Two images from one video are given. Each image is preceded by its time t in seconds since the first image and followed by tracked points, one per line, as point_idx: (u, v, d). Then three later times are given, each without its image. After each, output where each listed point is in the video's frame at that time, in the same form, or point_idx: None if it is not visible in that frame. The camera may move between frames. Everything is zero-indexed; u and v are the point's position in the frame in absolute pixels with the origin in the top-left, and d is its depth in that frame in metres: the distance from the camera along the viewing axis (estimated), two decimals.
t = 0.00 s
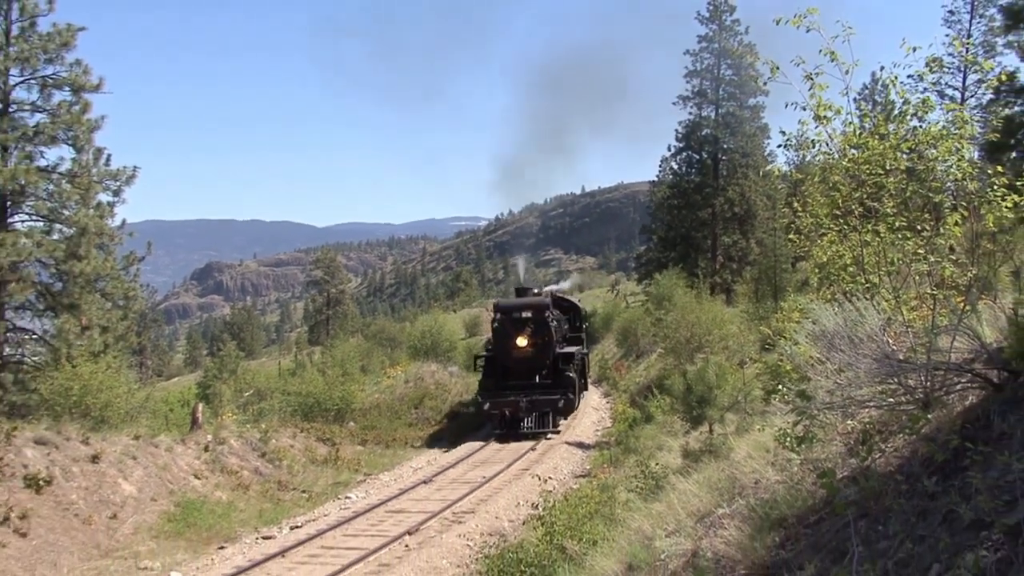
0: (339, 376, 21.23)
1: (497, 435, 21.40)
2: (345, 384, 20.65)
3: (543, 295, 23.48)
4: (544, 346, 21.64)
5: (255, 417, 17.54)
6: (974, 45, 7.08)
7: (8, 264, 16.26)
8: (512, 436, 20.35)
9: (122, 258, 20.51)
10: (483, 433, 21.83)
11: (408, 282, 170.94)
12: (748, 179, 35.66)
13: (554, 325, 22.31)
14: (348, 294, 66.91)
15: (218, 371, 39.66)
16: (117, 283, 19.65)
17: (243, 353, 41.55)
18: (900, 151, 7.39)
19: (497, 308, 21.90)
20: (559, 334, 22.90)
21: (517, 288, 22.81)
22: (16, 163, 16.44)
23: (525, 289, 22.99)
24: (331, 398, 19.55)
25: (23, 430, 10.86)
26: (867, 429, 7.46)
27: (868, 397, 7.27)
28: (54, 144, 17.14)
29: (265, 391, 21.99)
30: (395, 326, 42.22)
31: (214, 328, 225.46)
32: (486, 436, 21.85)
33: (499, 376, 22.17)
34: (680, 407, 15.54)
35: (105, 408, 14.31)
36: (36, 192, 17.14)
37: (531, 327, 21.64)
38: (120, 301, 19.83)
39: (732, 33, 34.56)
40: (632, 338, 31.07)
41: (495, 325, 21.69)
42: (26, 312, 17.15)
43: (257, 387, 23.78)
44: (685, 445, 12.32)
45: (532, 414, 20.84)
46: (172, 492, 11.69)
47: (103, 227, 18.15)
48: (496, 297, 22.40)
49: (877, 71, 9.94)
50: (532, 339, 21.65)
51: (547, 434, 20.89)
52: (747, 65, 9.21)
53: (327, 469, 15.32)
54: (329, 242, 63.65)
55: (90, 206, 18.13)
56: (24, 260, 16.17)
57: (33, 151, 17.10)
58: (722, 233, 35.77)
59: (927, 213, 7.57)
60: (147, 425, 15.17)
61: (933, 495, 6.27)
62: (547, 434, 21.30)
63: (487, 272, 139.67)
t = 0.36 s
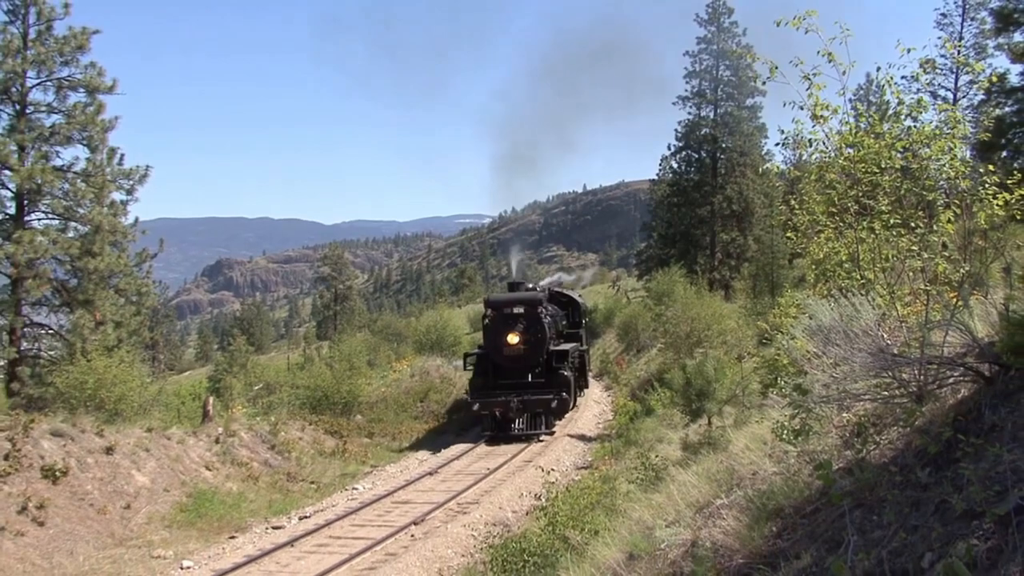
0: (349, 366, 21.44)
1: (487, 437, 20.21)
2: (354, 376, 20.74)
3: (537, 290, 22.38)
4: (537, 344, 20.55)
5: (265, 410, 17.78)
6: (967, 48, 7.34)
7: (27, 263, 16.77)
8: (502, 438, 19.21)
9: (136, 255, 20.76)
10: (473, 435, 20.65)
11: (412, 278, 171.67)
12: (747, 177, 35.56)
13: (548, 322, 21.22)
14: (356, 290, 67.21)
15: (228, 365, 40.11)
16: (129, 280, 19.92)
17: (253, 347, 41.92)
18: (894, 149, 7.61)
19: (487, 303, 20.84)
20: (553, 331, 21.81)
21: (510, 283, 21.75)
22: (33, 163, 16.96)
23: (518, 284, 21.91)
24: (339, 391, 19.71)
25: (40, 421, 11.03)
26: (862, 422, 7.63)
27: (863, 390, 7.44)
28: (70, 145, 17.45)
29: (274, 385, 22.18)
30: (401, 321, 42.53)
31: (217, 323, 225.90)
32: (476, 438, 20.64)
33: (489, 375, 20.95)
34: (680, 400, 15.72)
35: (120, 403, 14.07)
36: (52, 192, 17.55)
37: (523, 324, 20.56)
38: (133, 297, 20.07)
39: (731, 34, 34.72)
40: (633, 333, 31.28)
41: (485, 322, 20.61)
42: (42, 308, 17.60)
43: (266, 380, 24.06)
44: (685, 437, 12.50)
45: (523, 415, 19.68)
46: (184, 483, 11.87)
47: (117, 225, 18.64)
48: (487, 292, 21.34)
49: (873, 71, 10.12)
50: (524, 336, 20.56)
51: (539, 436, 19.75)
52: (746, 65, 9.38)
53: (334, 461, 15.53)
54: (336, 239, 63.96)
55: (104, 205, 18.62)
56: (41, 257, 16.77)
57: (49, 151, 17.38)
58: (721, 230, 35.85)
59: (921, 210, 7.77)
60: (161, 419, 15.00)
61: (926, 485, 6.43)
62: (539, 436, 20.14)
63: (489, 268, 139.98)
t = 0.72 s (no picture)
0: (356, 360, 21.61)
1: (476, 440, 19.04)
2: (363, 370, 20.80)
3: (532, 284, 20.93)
4: (529, 342, 19.16)
5: (275, 404, 18.00)
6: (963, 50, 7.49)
7: (45, 260, 17.11)
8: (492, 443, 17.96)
9: (149, 253, 20.88)
10: (461, 438, 19.49)
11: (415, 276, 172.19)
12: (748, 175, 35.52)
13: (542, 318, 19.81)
14: (364, 287, 67.47)
15: (239, 359, 40.51)
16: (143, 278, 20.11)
17: (263, 343, 42.25)
18: (891, 148, 7.82)
19: (477, 299, 19.40)
20: (548, 327, 20.45)
21: (502, 278, 20.26)
22: (51, 163, 17.26)
23: (511, 277, 20.46)
24: (347, 385, 19.84)
25: (58, 414, 11.22)
26: (860, 415, 7.80)
27: (860, 384, 7.63)
28: (87, 145, 17.71)
29: (284, 378, 22.40)
30: (408, 317, 42.79)
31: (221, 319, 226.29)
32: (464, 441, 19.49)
33: (478, 374, 19.69)
34: (681, 394, 15.89)
35: (134, 396, 14.19)
36: (69, 190, 17.81)
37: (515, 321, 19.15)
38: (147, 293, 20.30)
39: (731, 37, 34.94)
40: (636, 328, 31.48)
41: (475, 319, 19.21)
42: (59, 304, 17.82)
43: (275, 374, 24.30)
44: (686, 430, 12.67)
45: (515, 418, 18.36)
46: (197, 475, 12.06)
47: (131, 223, 18.92)
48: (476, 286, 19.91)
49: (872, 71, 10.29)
50: (516, 334, 19.14)
51: (532, 440, 18.51)
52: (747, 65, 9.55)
53: (343, 454, 15.74)
54: (347, 236, 64.19)
55: (119, 203, 18.86)
56: (58, 255, 17.16)
57: (66, 151, 17.65)
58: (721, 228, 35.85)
59: (917, 208, 7.97)
60: (175, 413, 15.13)
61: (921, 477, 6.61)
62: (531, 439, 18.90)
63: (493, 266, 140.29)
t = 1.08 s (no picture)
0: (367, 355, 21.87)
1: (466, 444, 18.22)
2: (374, 365, 20.81)
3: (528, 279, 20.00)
4: (522, 341, 18.32)
5: (289, 398, 18.27)
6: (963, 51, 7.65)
7: (65, 258, 17.39)
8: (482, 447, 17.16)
9: (166, 251, 21.17)
10: (451, 441, 18.68)
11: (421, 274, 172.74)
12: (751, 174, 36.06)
13: (537, 316, 18.96)
14: (375, 283, 67.80)
15: (252, 354, 40.93)
16: (161, 275, 20.34)
17: (276, 338, 42.67)
18: (892, 148, 8.03)
19: (468, 295, 18.60)
20: (545, 324, 19.54)
21: (496, 273, 19.44)
22: (72, 163, 17.51)
23: (506, 273, 19.62)
24: (359, 378, 19.76)
25: (78, 407, 11.43)
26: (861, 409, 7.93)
27: (861, 378, 7.79)
28: (106, 146, 17.95)
29: (297, 372, 22.66)
30: (418, 313, 43.12)
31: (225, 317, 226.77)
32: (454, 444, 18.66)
33: (469, 374, 18.85)
34: (686, 387, 16.08)
35: (152, 389, 14.38)
36: (89, 189, 18.04)
37: (508, 319, 18.32)
38: (165, 289, 20.59)
39: (734, 38, 35.19)
40: (642, 323, 31.72)
41: (466, 317, 18.42)
42: (79, 300, 18.07)
43: (287, 368, 24.59)
44: (691, 423, 12.85)
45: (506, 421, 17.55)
46: (213, 466, 12.28)
47: (149, 222, 19.17)
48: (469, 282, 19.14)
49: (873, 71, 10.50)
50: (508, 332, 18.32)
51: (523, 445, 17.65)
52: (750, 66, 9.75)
53: (354, 447, 15.99)
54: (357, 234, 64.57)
55: (137, 203, 19.08)
56: (77, 252, 17.36)
57: (86, 151, 17.93)
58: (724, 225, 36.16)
59: (917, 206, 8.13)
60: (191, 406, 15.36)
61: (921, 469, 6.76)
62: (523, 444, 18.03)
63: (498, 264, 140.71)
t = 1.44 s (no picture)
0: (377, 350, 22.01)
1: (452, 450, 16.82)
2: (383, 360, 20.90)
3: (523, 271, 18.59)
4: (514, 340, 16.92)
5: (299, 392, 18.43)
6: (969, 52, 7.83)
7: (80, 253, 17.57)
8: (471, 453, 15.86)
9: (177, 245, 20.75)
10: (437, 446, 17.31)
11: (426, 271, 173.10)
12: (758, 170, 36.07)
13: (532, 312, 17.57)
14: (384, 279, 68.01)
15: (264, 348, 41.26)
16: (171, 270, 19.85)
17: (287, 332, 42.98)
18: (898, 144, 8.11)
19: (456, 289, 17.19)
20: (541, 322, 18.12)
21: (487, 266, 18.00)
22: (85, 161, 17.71)
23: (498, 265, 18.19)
24: (370, 372, 19.79)
25: (93, 401, 11.56)
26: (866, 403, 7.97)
27: (867, 373, 7.85)
28: (119, 143, 18.06)
29: (307, 366, 22.82)
30: (428, 308, 43.35)
31: (232, 313, 227.95)
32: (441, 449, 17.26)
33: (458, 375, 17.47)
34: (693, 382, 16.14)
35: (165, 384, 14.50)
36: (102, 186, 18.18)
37: (498, 315, 16.92)
38: (177, 285, 20.15)
39: (741, 34, 35.17)
40: (649, 318, 31.83)
41: (454, 313, 17.03)
42: (94, 295, 18.21)
43: (298, 362, 24.77)
44: (699, 417, 12.92)
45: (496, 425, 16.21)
46: (225, 460, 12.40)
47: (162, 217, 19.28)
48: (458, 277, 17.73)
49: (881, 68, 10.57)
50: (499, 330, 16.90)
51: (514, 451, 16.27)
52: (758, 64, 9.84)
53: (366, 442, 16.26)
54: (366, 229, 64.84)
55: (150, 198, 19.18)
56: (92, 249, 17.63)
57: (100, 149, 18.04)
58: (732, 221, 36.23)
59: (923, 202, 8.29)
60: (203, 400, 15.48)
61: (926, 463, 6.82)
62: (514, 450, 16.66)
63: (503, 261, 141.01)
